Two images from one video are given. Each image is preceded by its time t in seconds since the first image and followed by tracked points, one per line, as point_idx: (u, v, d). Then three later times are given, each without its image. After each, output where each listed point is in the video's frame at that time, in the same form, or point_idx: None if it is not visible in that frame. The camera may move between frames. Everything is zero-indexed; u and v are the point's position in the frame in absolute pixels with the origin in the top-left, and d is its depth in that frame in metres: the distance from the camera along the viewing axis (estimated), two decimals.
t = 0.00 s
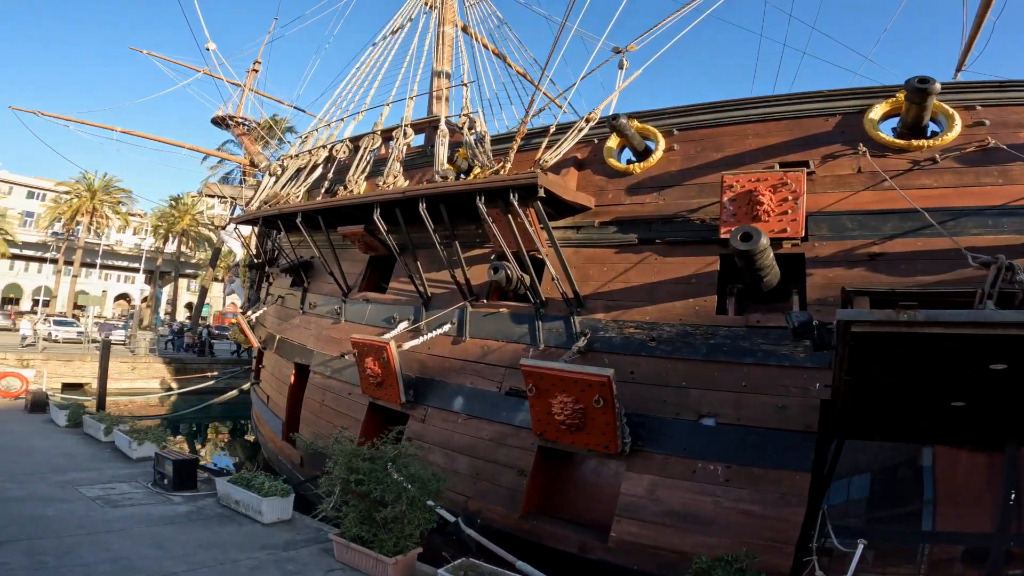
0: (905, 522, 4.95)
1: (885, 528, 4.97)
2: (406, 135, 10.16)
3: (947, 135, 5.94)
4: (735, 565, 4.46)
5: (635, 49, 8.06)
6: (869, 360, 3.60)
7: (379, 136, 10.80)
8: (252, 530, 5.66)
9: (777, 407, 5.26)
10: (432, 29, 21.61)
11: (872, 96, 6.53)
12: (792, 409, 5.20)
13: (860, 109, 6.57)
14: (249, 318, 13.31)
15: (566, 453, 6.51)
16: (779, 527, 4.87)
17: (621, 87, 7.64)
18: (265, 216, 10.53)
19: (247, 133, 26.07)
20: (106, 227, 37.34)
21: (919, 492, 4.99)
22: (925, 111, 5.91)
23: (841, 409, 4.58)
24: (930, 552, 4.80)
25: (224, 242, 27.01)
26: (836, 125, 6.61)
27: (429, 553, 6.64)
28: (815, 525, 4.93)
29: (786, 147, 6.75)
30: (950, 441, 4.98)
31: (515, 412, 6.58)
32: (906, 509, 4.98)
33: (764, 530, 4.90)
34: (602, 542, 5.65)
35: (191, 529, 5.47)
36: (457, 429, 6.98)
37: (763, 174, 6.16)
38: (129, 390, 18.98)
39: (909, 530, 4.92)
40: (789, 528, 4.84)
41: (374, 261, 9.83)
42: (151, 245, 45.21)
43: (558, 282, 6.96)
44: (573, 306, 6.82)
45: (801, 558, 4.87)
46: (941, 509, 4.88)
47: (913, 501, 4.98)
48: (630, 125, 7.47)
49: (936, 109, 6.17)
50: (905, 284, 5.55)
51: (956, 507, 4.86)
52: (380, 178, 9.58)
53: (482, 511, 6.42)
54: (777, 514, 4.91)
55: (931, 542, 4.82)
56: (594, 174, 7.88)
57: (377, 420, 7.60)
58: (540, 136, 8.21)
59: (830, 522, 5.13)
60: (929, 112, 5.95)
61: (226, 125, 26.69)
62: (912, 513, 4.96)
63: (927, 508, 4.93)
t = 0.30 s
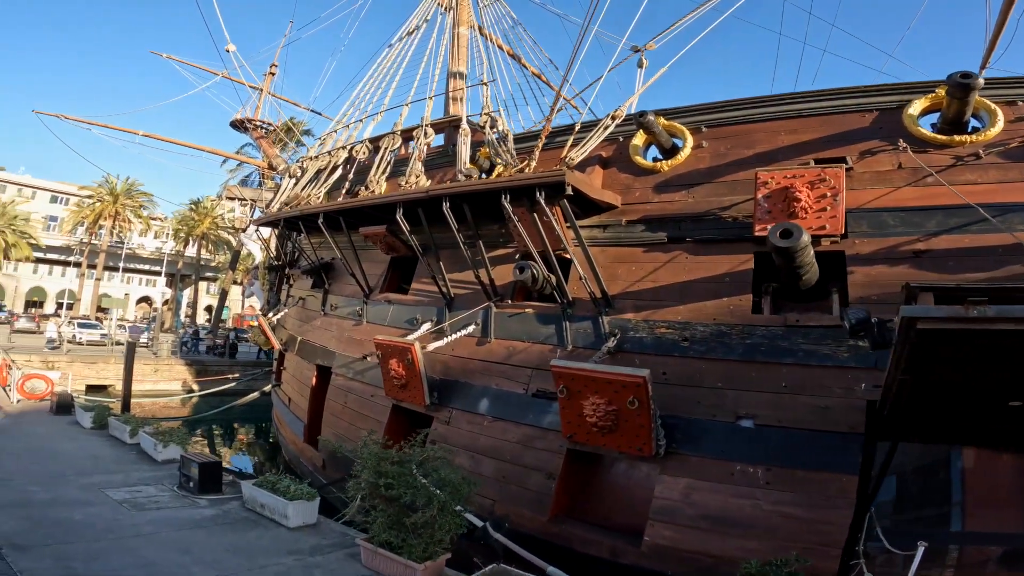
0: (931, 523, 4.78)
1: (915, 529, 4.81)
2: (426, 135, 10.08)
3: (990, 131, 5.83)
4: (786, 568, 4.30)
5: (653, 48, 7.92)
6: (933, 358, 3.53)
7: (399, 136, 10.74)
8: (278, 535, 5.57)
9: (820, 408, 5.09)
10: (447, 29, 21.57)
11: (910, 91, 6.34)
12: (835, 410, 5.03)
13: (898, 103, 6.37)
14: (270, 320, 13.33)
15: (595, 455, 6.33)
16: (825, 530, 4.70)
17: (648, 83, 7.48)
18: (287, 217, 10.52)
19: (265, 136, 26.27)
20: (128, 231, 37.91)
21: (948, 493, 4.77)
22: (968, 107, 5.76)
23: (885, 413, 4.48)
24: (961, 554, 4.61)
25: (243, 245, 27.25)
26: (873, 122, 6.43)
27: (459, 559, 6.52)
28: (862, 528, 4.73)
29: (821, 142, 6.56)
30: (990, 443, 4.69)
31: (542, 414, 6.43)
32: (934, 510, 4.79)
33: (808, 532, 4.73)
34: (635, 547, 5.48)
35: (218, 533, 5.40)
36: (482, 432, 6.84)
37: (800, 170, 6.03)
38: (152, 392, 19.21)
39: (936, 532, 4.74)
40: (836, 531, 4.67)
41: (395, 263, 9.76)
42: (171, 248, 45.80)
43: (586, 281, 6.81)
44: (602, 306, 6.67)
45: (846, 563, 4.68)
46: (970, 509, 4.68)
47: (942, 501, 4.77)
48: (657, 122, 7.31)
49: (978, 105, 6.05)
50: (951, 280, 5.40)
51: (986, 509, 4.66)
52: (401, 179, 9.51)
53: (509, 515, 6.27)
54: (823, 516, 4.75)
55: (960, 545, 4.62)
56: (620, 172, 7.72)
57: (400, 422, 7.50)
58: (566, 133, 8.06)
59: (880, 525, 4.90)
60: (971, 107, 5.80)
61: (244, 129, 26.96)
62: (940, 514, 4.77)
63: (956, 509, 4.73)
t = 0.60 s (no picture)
0: (946, 524, 4.73)
1: (933, 530, 4.73)
2: (440, 133, 9.91)
3: None
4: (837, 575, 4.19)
5: (667, 45, 7.76)
6: (990, 359, 3.55)
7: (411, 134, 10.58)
8: (294, 543, 5.42)
9: (860, 412, 4.92)
10: (455, 27, 21.38)
11: (944, 86, 6.13)
12: (876, 414, 4.86)
13: (932, 99, 6.16)
14: (281, 320, 13.24)
15: (617, 460, 6.12)
16: (868, 536, 4.58)
17: (670, 78, 7.26)
18: (299, 216, 10.40)
19: (273, 137, 26.23)
20: (138, 232, 38.07)
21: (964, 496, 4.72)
22: (1005, 104, 5.55)
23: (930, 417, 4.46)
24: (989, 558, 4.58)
25: (252, 246, 27.27)
26: (905, 119, 6.22)
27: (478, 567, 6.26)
28: (903, 533, 4.69)
29: (851, 139, 6.36)
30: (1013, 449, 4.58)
31: (563, 418, 6.24)
32: (948, 512, 4.73)
33: (848, 538, 4.60)
34: (662, 554, 5.33)
35: (232, 541, 5.25)
36: (500, 436, 6.66)
37: (832, 167, 5.86)
38: (163, 393, 19.31)
39: (952, 535, 4.70)
40: (877, 537, 4.55)
41: (408, 263, 9.61)
42: (180, 249, 45.96)
43: (607, 281, 6.62)
44: (624, 306, 6.48)
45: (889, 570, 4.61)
46: (988, 512, 4.62)
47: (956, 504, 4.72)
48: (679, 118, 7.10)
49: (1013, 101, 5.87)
50: (991, 281, 5.25)
51: (1006, 513, 4.61)
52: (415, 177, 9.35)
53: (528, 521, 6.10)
54: (862, 522, 4.62)
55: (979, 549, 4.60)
56: (640, 170, 7.52)
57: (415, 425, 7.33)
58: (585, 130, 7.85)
59: (922, 529, 4.75)
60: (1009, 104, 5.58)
61: (253, 129, 26.96)
62: (958, 516, 4.72)
63: (972, 512, 4.69)
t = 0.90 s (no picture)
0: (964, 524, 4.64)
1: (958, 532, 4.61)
2: (452, 130, 9.77)
3: None
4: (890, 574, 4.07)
5: (677, 43, 7.59)
6: None
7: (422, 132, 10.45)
8: (308, 548, 5.28)
9: (897, 414, 4.81)
10: (461, 27, 21.28)
11: (975, 83, 5.97)
12: (913, 416, 4.76)
13: (963, 95, 6.01)
14: (290, 320, 13.14)
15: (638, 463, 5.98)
16: (906, 539, 4.46)
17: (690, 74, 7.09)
18: (310, 215, 10.28)
19: (280, 137, 26.21)
20: (145, 232, 38.18)
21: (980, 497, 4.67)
22: None
23: (969, 418, 4.28)
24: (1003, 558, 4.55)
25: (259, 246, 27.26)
26: (935, 115, 6.07)
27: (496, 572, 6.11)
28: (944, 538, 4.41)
29: (879, 136, 6.21)
30: None
31: (582, 420, 6.07)
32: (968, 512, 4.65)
33: (886, 542, 4.48)
34: (689, 558, 5.19)
35: (245, 546, 5.11)
36: (517, 438, 6.50)
37: (863, 164, 5.76)
38: (170, 393, 19.32)
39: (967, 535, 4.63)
40: (917, 540, 4.43)
41: (419, 262, 9.48)
42: (187, 249, 46.10)
43: (627, 280, 6.46)
44: (645, 306, 6.32)
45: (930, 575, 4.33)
46: (1001, 512, 4.61)
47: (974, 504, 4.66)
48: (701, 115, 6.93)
49: None
50: None
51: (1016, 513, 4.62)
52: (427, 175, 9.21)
53: (546, 526, 5.93)
54: (899, 525, 4.51)
55: (990, 548, 4.59)
56: (658, 167, 7.35)
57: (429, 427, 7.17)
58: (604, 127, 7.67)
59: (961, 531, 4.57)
60: None
61: (261, 129, 26.97)
62: (973, 517, 4.66)
63: (985, 512, 4.66)
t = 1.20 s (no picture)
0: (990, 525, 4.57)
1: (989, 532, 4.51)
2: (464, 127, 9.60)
3: None
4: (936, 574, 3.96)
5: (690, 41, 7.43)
6: None
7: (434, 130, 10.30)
8: (325, 554, 5.13)
9: (937, 414, 4.71)
10: (468, 25, 21.09)
11: (1008, 79, 5.81)
12: (955, 416, 4.66)
13: (995, 92, 5.85)
14: (299, 319, 13.02)
15: (662, 464, 5.81)
16: (948, 540, 4.37)
17: (713, 68, 6.88)
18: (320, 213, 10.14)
19: (286, 137, 26.11)
20: (151, 233, 38.20)
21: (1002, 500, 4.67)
22: None
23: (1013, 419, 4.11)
24: None
25: (265, 246, 27.21)
26: (967, 112, 5.92)
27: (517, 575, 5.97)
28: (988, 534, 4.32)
29: (909, 132, 6.05)
30: None
31: (605, 421, 5.92)
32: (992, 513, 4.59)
33: (927, 543, 4.39)
34: (719, 561, 5.08)
35: (261, 552, 4.97)
36: (536, 440, 6.34)
37: (897, 160, 5.61)
38: (178, 394, 19.27)
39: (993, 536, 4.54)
40: (961, 541, 4.35)
41: (432, 261, 9.34)
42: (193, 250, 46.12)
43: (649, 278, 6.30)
44: (668, 305, 6.15)
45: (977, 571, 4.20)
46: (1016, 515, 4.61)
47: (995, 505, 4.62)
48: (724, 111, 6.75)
49: None
50: None
51: None
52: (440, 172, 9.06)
53: (568, 529, 5.77)
54: (940, 525, 4.43)
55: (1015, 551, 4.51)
56: (678, 164, 7.18)
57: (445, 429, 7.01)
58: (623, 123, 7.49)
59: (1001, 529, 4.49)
60: None
61: (267, 129, 26.89)
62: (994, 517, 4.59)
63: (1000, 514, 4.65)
